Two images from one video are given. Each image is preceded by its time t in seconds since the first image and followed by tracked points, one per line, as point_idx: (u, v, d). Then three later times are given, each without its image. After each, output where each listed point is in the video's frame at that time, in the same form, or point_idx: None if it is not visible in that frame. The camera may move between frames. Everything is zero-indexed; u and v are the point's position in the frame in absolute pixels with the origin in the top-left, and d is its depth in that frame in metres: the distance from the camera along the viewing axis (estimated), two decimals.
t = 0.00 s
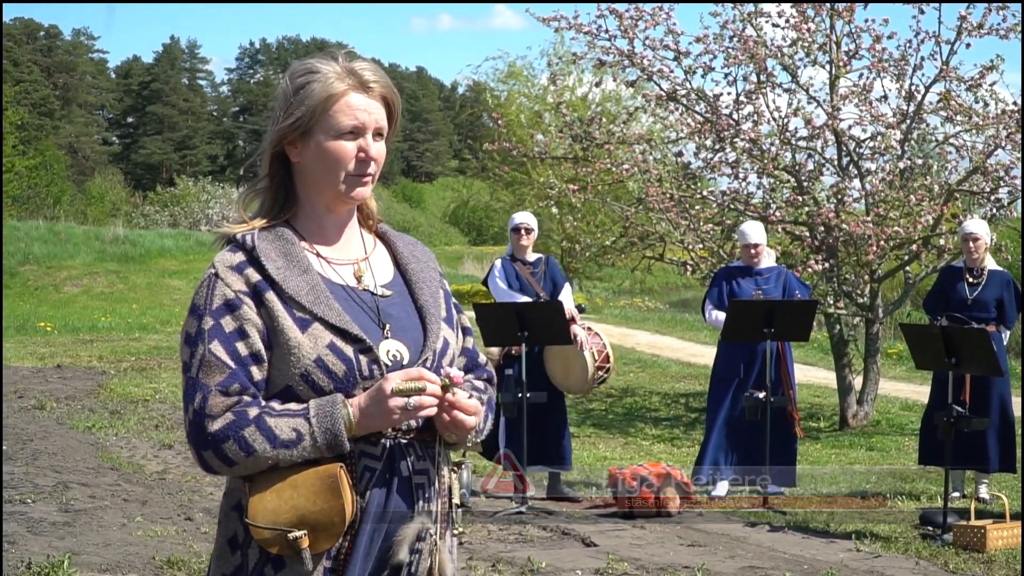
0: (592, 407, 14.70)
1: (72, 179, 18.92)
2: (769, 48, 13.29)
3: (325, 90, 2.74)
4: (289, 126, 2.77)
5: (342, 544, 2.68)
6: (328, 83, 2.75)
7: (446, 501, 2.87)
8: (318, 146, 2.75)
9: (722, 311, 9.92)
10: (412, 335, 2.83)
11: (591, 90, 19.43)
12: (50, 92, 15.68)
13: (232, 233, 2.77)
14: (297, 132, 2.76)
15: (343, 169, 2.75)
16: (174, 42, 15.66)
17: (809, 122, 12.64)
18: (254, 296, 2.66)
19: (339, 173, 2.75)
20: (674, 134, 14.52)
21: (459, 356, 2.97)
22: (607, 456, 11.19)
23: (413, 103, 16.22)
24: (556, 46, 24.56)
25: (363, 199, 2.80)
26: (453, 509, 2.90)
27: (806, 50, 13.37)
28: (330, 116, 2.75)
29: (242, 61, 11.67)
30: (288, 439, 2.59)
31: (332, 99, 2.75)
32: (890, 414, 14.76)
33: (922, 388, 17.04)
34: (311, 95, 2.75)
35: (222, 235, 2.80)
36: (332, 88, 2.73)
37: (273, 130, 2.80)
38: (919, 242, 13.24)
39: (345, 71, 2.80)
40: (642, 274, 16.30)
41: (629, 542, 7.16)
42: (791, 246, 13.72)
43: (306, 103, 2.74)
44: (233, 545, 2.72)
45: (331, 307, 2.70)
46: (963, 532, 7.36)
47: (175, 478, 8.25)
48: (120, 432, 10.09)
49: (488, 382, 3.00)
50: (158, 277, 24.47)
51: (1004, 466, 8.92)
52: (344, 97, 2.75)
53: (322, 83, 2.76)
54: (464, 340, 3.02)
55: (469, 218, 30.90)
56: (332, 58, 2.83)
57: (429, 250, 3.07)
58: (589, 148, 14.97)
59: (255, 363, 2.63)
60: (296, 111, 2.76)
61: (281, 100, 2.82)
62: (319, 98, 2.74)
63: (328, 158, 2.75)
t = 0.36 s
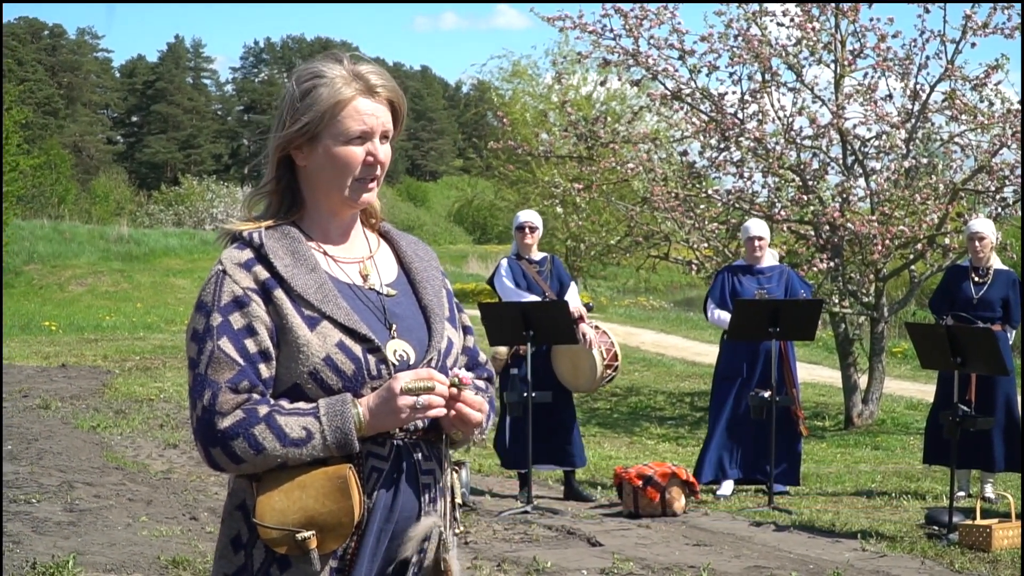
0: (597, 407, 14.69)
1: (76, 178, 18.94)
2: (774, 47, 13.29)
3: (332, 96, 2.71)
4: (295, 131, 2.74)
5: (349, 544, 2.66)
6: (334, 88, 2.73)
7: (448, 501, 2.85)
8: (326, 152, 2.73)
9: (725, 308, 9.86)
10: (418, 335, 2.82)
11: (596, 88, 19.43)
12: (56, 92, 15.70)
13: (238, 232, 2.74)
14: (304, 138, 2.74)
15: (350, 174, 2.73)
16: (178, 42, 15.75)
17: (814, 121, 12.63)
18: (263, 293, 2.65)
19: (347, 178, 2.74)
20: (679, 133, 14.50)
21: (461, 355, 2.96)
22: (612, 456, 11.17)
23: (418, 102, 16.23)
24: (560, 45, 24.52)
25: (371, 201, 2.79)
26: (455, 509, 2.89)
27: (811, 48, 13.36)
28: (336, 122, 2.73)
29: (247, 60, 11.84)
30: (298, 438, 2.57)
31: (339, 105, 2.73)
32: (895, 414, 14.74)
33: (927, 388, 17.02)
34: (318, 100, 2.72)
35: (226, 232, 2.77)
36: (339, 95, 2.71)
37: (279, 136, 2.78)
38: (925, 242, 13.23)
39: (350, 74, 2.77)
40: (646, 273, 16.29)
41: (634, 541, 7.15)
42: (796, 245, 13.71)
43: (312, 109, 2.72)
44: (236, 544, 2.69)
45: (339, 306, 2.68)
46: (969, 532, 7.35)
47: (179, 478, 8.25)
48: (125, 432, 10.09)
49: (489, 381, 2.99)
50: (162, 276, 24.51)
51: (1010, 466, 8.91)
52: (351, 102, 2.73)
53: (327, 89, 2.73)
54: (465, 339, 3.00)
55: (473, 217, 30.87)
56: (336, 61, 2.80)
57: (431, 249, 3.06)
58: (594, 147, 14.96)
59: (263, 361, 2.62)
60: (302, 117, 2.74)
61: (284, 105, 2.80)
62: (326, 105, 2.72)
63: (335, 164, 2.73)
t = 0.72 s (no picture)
0: (600, 407, 14.71)
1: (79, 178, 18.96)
2: (777, 47, 13.28)
3: (335, 105, 2.70)
4: (297, 140, 2.73)
5: (356, 543, 2.63)
6: (335, 97, 2.71)
7: (451, 500, 2.83)
8: (329, 160, 2.71)
9: (727, 309, 9.85)
10: (422, 335, 2.82)
11: (599, 88, 19.42)
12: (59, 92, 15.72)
13: (242, 234, 2.72)
14: (306, 146, 2.73)
15: (353, 181, 2.72)
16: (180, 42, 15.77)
17: (817, 122, 12.61)
18: (266, 296, 2.62)
19: (349, 185, 2.73)
20: (682, 133, 14.49)
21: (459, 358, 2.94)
22: (615, 456, 11.17)
23: (421, 101, 16.23)
24: (563, 45, 24.49)
25: (375, 204, 2.78)
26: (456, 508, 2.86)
27: (815, 49, 13.36)
28: (339, 130, 2.71)
29: (250, 59, 11.80)
30: (278, 439, 2.54)
31: (341, 113, 2.71)
32: (898, 414, 14.74)
33: (931, 388, 17.01)
34: (320, 109, 2.71)
35: (228, 233, 2.74)
36: (340, 104, 2.70)
37: (281, 144, 2.77)
38: (927, 242, 13.23)
39: (351, 81, 2.76)
40: (650, 272, 16.28)
41: (637, 542, 7.16)
42: (799, 245, 13.70)
43: (315, 118, 2.70)
44: (243, 544, 2.66)
45: (343, 306, 2.67)
46: (972, 532, 7.36)
47: (182, 477, 8.26)
48: (128, 431, 10.11)
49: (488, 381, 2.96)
50: (165, 275, 24.54)
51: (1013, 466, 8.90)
52: (352, 111, 2.71)
53: (329, 97, 2.71)
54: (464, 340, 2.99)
55: (477, 216, 30.84)
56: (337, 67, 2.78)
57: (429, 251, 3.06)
58: (597, 146, 14.98)
59: (255, 364, 2.59)
60: (304, 125, 2.72)
61: (285, 111, 2.78)
62: (328, 113, 2.70)
63: (337, 171, 2.72)
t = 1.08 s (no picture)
0: (602, 407, 14.71)
1: (81, 177, 19.00)
2: (779, 46, 13.27)
3: (326, 93, 2.67)
4: (293, 129, 2.71)
5: (370, 542, 2.59)
6: (329, 86, 2.68)
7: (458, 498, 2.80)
8: (323, 150, 2.68)
9: (731, 308, 9.84)
10: (430, 337, 2.75)
11: (601, 87, 19.43)
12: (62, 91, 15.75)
13: (244, 227, 2.69)
14: (303, 135, 2.70)
15: (346, 170, 2.67)
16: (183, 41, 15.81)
17: (819, 121, 12.61)
18: (261, 291, 2.56)
19: (343, 174, 2.67)
20: (684, 132, 14.49)
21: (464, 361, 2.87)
22: (617, 455, 11.17)
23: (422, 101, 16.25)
24: (565, 44, 24.49)
25: (375, 198, 2.71)
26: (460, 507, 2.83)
27: (817, 48, 13.36)
28: (331, 119, 2.68)
29: (252, 59, 11.81)
30: (178, 441, 2.48)
31: (334, 101, 2.68)
32: (900, 413, 14.74)
33: (932, 387, 17.01)
34: (314, 98, 2.68)
35: (235, 227, 2.71)
36: (332, 90, 2.67)
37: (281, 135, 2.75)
38: (930, 241, 13.21)
39: (349, 72, 2.73)
40: (652, 272, 16.28)
41: (639, 542, 7.16)
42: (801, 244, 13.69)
43: (309, 106, 2.68)
44: (255, 543, 2.58)
45: (346, 304, 2.60)
46: (974, 532, 7.36)
47: (184, 477, 8.26)
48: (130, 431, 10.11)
49: (489, 385, 2.89)
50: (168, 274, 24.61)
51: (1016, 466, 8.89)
52: (345, 99, 2.68)
53: (322, 87, 2.69)
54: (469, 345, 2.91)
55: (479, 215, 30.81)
56: (339, 60, 2.76)
57: (440, 254, 3.00)
58: (599, 146, 15.01)
59: (208, 354, 2.51)
60: (300, 115, 2.70)
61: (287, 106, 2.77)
62: (321, 101, 2.67)
63: (331, 160, 2.68)
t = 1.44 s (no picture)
0: (605, 407, 14.72)
1: (84, 177, 19.01)
2: (782, 46, 13.27)
3: (317, 90, 2.68)
4: (290, 129, 2.73)
5: (367, 541, 2.58)
6: (323, 83, 2.69)
7: (461, 500, 2.79)
8: (317, 146, 2.68)
9: (735, 308, 9.84)
10: (432, 338, 2.74)
11: (604, 87, 19.42)
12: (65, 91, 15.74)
13: (249, 227, 2.70)
14: (299, 134, 2.71)
15: (338, 167, 2.67)
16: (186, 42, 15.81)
17: (822, 121, 12.60)
18: (263, 290, 2.56)
19: (336, 172, 2.68)
20: (687, 132, 14.48)
21: (473, 364, 2.87)
22: (620, 455, 11.17)
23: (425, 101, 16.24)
24: (568, 44, 24.48)
25: (373, 195, 2.70)
26: (463, 508, 2.82)
27: (820, 48, 13.35)
28: (323, 117, 2.69)
29: (256, 59, 11.81)
30: (174, 448, 2.48)
31: (325, 99, 2.69)
32: (903, 413, 14.73)
33: (935, 387, 17.01)
34: (308, 96, 2.70)
35: (241, 228, 2.72)
36: (324, 87, 2.67)
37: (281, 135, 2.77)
38: (933, 241, 13.19)
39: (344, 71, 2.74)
40: (655, 272, 16.27)
41: (641, 541, 7.16)
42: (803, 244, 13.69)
43: (303, 105, 2.70)
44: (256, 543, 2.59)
45: (348, 303, 2.60)
46: (976, 532, 7.36)
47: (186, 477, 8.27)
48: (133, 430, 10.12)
49: (501, 391, 2.91)
50: (170, 273, 24.63)
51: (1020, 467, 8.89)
52: (338, 95, 2.68)
53: (314, 85, 2.70)
54: (478, 349, 2.91)
55: (481, 215, 30.80)
56: (337, 60, 2.77)
57: (449, 257, 3.00)
58: (602, 146, 15.02)
59: (211, 352, 2.52)
60: (297, 114, 2.72)
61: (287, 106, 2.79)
62: (313, 99, 2.68)
63: (324, 157, 2.68)
